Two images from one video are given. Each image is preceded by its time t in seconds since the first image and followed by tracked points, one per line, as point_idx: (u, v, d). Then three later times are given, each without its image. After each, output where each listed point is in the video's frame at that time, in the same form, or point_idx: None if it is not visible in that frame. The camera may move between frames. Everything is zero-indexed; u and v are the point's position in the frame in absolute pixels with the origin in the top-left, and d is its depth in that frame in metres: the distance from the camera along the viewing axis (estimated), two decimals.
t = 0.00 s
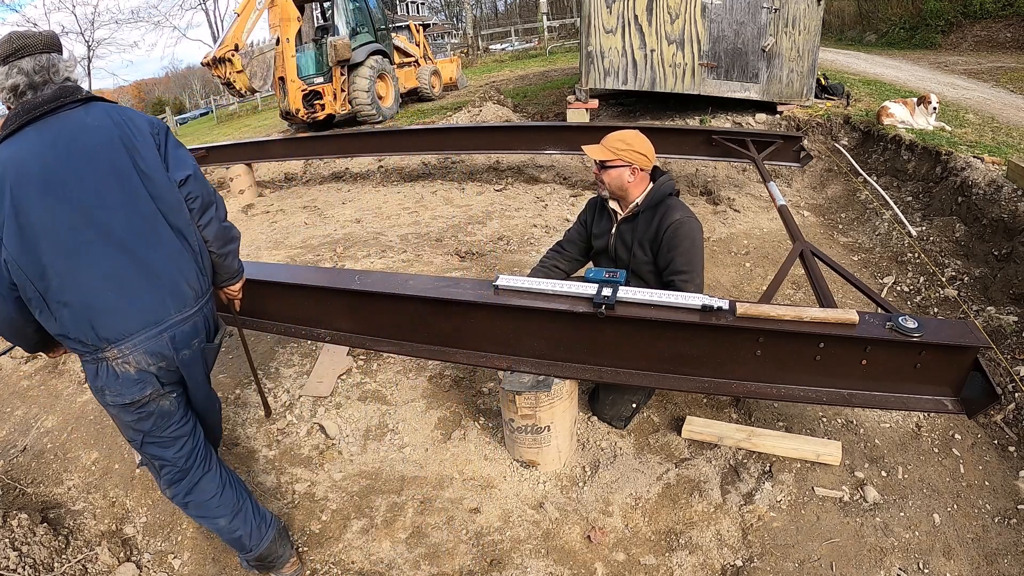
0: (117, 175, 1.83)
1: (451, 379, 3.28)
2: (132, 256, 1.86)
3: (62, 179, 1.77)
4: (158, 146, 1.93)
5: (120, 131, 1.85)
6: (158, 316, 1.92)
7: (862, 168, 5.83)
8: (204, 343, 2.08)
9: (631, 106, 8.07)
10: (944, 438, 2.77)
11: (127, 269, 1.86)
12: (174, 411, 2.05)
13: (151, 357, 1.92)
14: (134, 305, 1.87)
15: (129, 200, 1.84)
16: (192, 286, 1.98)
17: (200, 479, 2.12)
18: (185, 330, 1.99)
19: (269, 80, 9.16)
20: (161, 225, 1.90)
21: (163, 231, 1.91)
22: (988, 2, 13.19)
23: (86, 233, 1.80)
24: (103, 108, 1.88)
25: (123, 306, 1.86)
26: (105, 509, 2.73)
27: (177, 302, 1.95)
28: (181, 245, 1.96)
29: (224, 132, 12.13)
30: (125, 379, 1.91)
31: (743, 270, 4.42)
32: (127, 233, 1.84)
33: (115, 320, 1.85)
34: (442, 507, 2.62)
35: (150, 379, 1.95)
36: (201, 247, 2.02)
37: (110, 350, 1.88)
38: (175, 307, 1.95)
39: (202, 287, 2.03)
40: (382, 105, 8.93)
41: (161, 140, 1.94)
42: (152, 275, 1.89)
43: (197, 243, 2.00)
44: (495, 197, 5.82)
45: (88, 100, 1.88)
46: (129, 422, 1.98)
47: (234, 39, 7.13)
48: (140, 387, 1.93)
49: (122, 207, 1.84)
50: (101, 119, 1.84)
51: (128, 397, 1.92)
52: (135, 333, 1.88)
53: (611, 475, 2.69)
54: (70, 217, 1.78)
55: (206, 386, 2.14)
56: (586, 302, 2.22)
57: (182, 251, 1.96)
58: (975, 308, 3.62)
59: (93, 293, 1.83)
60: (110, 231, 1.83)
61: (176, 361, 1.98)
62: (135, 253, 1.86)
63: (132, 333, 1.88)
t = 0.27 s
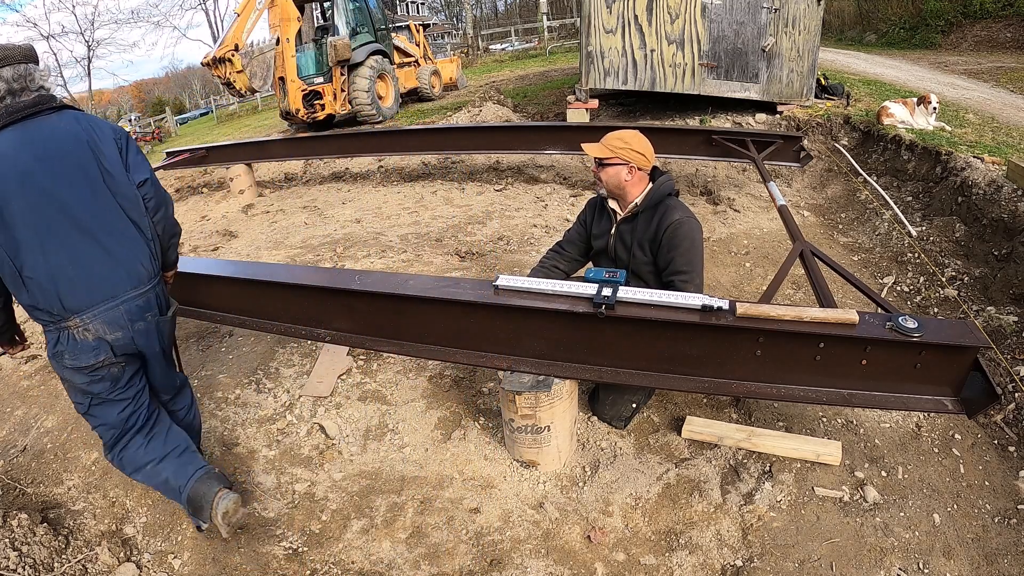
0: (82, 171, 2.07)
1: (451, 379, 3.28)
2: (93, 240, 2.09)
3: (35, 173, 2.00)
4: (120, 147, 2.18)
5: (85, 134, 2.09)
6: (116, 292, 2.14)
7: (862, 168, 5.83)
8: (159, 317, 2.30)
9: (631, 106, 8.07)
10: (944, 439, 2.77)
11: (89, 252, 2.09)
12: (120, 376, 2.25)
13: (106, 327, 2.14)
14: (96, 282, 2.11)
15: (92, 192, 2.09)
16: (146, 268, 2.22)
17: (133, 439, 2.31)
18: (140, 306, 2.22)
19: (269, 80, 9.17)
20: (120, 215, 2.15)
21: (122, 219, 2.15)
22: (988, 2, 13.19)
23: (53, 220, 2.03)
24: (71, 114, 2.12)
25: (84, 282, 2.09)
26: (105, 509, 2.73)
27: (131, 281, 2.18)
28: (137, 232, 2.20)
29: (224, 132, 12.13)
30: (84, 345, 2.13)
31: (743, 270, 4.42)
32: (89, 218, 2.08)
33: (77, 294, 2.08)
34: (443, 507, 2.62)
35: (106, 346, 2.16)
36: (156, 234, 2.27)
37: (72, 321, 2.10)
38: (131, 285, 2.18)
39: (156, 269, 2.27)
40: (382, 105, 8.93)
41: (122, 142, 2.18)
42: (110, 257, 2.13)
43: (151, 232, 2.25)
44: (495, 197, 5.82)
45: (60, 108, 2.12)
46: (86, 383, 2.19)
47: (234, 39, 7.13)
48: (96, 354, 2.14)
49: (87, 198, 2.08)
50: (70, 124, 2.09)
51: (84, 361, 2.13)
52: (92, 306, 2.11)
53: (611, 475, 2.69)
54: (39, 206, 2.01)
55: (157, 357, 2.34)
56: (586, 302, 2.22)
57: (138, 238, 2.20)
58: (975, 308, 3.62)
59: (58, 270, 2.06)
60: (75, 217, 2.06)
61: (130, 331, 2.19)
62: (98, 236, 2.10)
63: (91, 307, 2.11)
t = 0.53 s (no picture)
0: (46, 165, 2.30)
1: (451, 379, 3.28)
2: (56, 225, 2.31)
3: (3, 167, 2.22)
4: (81, 147, 2.42)
5: (48, 133, 2.32)
6: (77, 273, 2.35)
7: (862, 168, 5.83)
8: (119, 295, 2.48)
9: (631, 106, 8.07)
10: (944, 439, 2.77)
11: (52, 236, 2.30)
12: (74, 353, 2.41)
13: (67, 305, 2.33)
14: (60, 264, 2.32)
15: (55, 184, 2.31)
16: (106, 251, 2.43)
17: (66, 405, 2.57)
18: (101, 284, 2.41)
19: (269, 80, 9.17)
20: (81, 203, 2.37)
21: (81, 207, 2.37)
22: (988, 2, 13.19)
23: (20, 207, 2.25)
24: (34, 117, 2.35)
25: (48, 264, 2.30)
26: (105, 509, 2.73)
27: (93, 262, 2.39)
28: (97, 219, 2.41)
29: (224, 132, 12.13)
30: (43, 322, 2.32)
31: (743, 270, 4.42)
32: (52, 206, 2.31)
33: (41, 274, 2.29)
34: (443, 507, 2.62)
35: (64, 322, 2.34)
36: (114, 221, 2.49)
37: (36, 300, 2.31)
38: (90, 266, 2.38)
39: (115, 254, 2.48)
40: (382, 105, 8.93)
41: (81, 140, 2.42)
42: (72, 241, 2.34)
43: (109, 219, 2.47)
44: (495, 197, 5.82)
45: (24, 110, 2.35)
46: (38, 355, 2.36)
47: (234, 39, 7.13)
48: (54, 328, 2.33)
49: (51, 188, 2.30)
50: (34, 125, 2.32)
51: (44, 333, 2.32)
52: (54, 287, 2.31)
53: (611, 475, 2.69)
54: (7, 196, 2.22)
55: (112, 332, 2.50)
56: (586, 302, 2.22)
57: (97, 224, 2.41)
58: (975, 308, 3.62)
59: (27, 254, 2.27)
60: (39, 206, 2.28)
61: (88, 309, 2.38)
62: (60, 222, 2.32)
63: (55, 285, 2.31)
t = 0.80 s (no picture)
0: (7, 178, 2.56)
1: (451, 379, 3.27)
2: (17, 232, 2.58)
3: None
4: (35, 162, 2.70)
5: (8, 150, 2.59)
6: (35, 273, 2.62)
7: (862, 168, 5.83)
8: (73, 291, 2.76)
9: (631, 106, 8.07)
10: (944, 439, 2.77)
11: (15, 242, 2.57)
12: (41, 349, 2.66)
13: (27, 301, 2.59)
14: (19, 265, 2.58)
15: (15, 194, 2.59)
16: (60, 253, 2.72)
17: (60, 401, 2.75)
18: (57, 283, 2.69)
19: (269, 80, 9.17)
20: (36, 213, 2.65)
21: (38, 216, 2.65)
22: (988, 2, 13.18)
23: None
24: None
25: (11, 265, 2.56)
26: (105, 509, 2.73)
27: (48, 263, 2.66)
28: (50, 226, 2.70)
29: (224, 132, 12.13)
30: (7, 319, 2.56)
31: (743, 270, 4.42)
32: (11, 215, 2.56)
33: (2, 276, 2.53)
34: (443, 507, 2.62)
35: (27, 317, 2.60)
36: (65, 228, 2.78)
37: None
38: (47, 267, 2.65)
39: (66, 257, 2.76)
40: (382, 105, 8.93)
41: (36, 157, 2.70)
42: (32, 245, 2.62)
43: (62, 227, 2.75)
44: (495, 198, 5.82)
45: None
46: (9, 353, 2.60)
47: (234, 39, 7.12)
48: (19, 324, 2.59)
49: (11, 199, 2.57)
50: None
51: (10, 329, 2.57)
52: (14, 286, 2.57)
53: (611, 475, 2.69)
54: None
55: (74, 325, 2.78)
56: (586, 302, 2.22)
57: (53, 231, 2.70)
58: (975, 308, 3.62)
59: None
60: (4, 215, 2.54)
61: (48, 304, 2.66)
62: (19, 228, 2.58)
63: (15, 285, 2.57)
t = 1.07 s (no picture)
0: None
1: (451, 379, 3.27)
2: None
3: None
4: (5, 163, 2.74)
5: None
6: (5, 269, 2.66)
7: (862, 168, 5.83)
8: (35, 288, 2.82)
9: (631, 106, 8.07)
10: (944, 439, 2.77)
11: None
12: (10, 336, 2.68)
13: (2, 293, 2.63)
14: None
15: None
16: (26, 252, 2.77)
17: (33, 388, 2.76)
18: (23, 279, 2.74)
19: (269, 80, 9.17)
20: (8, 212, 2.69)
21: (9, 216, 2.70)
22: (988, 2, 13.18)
23: None
24: None
25: None
26: (105, 509, 2.74)
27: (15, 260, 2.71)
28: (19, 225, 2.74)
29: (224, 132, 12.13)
30: None
31: (743, 270, 4.42)
32: None
33: None
34: (443, 507, 2.62)
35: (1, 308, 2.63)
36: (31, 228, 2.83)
37: None
38: (15, 262, 2.70)
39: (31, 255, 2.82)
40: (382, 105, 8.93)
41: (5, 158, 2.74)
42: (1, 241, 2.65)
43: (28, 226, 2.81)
44: (495, 197, 5.82)
45: None
46: None
47: (234, 39, 7.12)
48: None
49: None
50: None
51: None
52: None
53: (611, 475, 2.69)
54: None
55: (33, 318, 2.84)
56: (586, 302, 2.22)
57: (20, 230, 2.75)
58: (975, 308, 3.62)
59: None
60: None
61: (16, 298, 2.70)
62: None
63: None
